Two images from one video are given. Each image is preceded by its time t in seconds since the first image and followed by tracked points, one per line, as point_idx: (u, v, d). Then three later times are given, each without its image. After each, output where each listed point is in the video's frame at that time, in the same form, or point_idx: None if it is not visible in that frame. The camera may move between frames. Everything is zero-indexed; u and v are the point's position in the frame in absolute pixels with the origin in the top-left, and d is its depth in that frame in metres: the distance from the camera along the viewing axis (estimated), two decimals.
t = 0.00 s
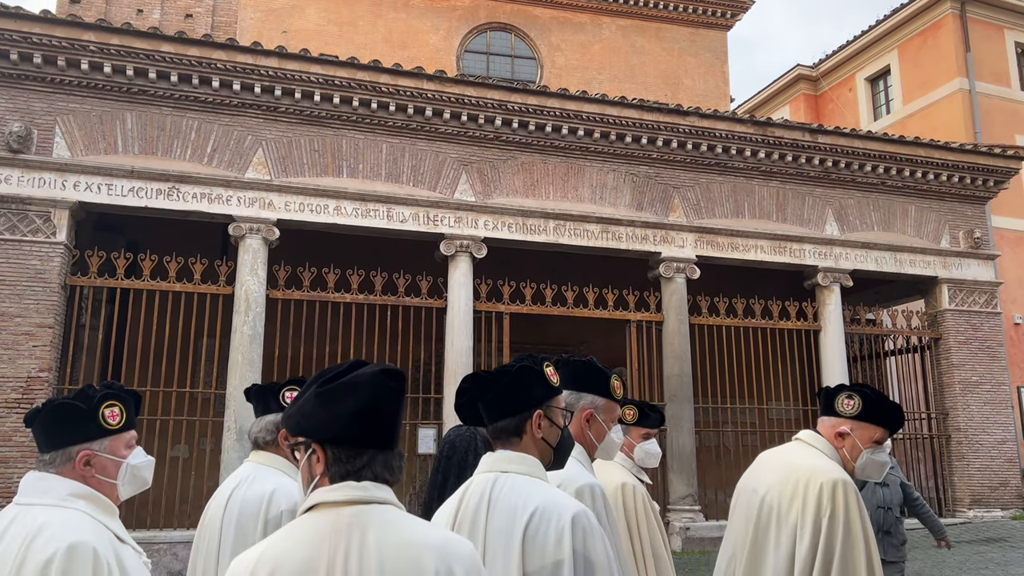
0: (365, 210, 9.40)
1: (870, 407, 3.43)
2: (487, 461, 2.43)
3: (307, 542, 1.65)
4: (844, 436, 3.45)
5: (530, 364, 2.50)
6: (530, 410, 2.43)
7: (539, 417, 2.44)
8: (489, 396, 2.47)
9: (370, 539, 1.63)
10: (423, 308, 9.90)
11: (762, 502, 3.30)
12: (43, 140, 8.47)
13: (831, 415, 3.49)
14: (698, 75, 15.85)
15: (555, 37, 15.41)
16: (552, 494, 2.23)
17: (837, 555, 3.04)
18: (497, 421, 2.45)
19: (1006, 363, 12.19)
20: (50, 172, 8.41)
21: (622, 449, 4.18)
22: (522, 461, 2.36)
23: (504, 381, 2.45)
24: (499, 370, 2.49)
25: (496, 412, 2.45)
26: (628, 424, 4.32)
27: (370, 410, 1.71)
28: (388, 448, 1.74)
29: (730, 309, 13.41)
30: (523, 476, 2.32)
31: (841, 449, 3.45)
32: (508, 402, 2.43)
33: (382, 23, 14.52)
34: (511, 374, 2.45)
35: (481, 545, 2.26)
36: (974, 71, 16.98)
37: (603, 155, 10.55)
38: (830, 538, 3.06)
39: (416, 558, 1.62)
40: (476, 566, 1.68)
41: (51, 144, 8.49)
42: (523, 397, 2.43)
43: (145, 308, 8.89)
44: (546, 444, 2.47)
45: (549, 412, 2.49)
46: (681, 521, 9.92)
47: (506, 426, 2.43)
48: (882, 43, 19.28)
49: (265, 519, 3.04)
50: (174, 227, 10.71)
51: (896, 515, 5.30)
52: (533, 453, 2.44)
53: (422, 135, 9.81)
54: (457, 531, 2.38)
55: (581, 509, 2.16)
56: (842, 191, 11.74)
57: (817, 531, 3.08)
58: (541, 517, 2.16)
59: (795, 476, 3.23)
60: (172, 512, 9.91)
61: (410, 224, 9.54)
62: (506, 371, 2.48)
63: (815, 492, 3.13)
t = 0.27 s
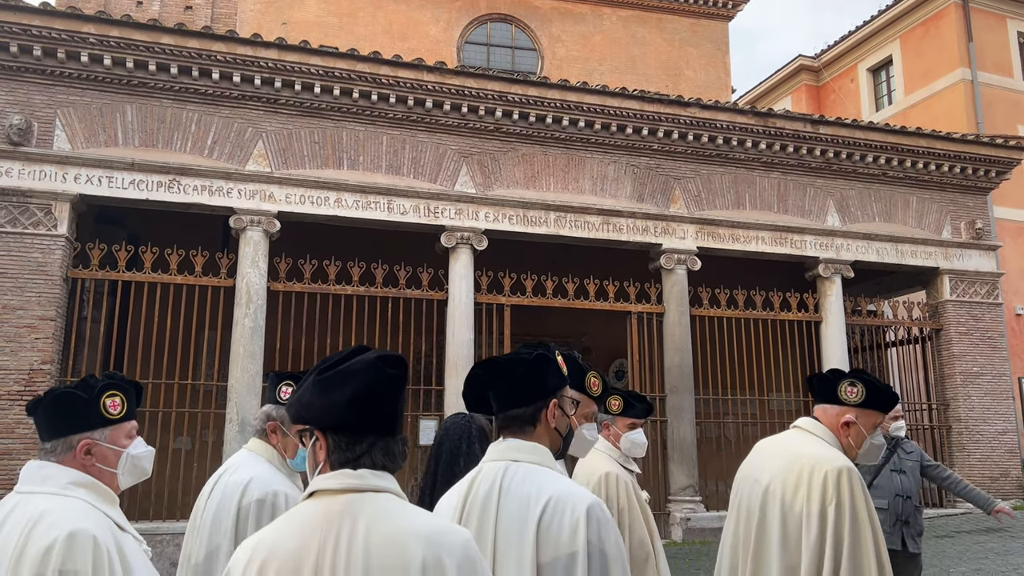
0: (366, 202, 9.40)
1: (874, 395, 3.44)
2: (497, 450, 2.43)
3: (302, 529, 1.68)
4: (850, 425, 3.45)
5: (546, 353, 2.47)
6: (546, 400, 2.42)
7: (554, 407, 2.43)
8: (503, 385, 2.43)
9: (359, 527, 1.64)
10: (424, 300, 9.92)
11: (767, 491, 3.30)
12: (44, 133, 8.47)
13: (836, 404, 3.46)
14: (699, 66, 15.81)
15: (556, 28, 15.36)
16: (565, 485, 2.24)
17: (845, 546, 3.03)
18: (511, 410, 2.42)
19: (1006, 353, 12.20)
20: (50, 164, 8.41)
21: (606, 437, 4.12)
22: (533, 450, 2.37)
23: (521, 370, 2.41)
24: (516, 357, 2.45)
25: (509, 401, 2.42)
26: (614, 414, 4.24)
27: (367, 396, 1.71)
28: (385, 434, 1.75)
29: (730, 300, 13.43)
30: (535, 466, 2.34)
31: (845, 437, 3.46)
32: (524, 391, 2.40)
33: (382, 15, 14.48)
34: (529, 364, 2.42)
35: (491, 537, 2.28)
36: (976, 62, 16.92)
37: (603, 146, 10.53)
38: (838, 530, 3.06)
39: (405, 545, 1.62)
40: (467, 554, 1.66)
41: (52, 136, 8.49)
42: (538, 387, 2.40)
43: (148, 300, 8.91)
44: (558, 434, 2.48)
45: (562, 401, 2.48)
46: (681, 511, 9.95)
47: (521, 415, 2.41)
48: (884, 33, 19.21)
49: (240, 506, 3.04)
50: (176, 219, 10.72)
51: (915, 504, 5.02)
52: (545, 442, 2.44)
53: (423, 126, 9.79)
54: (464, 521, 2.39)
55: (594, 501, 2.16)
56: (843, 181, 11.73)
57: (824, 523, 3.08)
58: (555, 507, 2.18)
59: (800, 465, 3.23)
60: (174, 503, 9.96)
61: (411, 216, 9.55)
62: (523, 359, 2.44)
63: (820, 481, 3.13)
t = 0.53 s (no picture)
0: (364, 194, 9.40)
1: (854, 384, 3.45)
2: (501, 434, 2.42)
3: (312, 510, 1.66)
4: (833, 416, 3.46)
5: (561, 340, 2.48)
6: (558, 386, 2.43)
7: (564, 394, 2.46)
8: (518, 369, 2.39)
9: (375, 511, 1.64)
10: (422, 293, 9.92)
11: (750, 481, 3.31)
12: (41, 125, 8.46)
13: (818, 397, 3.45)
14: (699, 58, 15.79)
15: (555, 20, 15.32)
16: (574, 472, 2.27)
17: (833, 528, 3.08)
18: (522, 392, 2.41)
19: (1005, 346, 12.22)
20: (48, 156, 8.41)
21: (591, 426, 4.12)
22: (538, 436, 2.39)
23: (540, 355, 2.39)
24: (534, 340, 2.43)
25: (520, 385, 2.40)
26: (599, 403, 4.23)
27: (382, 378, 1.72)
28: (397, 417, 1.76)
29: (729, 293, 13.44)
30: (541, 452, 2.36)
31: (828, 427, 3.48)
32: (540, 376, 2.39)
33: (381, 6, 14.44)
34: (548, 348, 2.41)
35: (496, 524, 2.27)
36: (977, 54, 16.88)
37: (602, 138, 10.52)
38: (824, 513, 3.10)
39: (421, 531, 1.62)
40: (481, 544, 1.66)
41: (49, 128, 8.48)
42: (552, 373, 2.40)
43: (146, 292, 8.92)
44: (562, 421, 2.50)
45: (569, 389, 2.51)
46: (679, 503, 9.99)
47: (533, 398, 2.40)
48: (885, 25, 19.17)
49: (209, 499, 3.02)
50: (174, 211, 10.72)
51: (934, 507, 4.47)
52: (550, 428, 2.46)
53: (421, 118, 9.79)
54: (467, 502, 2.38)
55: (606, 492, 2.19)
56: (842, 174, 11.72)
57: (810, 508, 3.11)
58: (568, 492, 2.20)
59: (783, 453, 3.25)
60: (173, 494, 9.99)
61: (409, 208, 9.55)
62: (539, 343, 2.42)
63: (803, 466, 3.17)
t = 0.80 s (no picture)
0: (362, 183, 9.39)
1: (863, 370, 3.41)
2: (478, 418, 2.44)
3: (315, 491, 1.67)
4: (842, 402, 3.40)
5: (537, 319, 2.42)
6: (536, 366, 2.39)
7: (543, 374, 2.43)
8: (492, 353, 2.36)
9: (381, 494, 1.64)
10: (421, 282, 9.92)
11: (762, 469, 3.28)
12: (39, 114, 8.44)
13: (829, 380, 3.39)
14: (699, 46, 15.73)
15: (555, 8, 15.26)
16: (551, 459, 2.27)
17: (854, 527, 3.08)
18: (500, 375, 2.39)
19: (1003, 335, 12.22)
20: (45, 145, 8.39)
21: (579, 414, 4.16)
22: (516, 420, 2.40)
23: (513, 338, 2.34)
24: (508, 321, 2.37)
25: (496, 368, 2.38)
26: (587, 390, 4.26)
27: (379, 360, 1.71)
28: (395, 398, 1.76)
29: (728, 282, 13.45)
30: (518, 436, 2.36)
31: (834, 413, 3.43)
32: (516, 358, 2.36)
33: None
34: (522, 330, 2.35)
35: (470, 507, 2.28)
36: (978, 42, 16.81)
37: (601, 127, 10.50)
38: (839, 506, 3.09)
39: (427, 516, 1.62)
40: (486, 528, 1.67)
41: (46, 117, 8.46)
42: (529, 353, 2.35)
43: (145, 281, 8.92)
44: (541, 402, 2.49)
45: (548, 368, 2.46)
46: (677, 491, 10.04)
47: (512, 380, 2.39)
48: (886, 13, 19.10)
49: (183, 484, 3.05)
50: (173, 200, 10.70)
51: (950, 489, 4.34)
52: (528, 410, 2.46)
53: (420, 107, 9.76)
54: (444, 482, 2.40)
55: (581, 477, 2.19)
56: (842, 162, 11.69)
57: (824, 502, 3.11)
58: (542, 480, 2.20)
59: (796, 441, 3.22)
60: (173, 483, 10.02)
61: (408, 198, 9.54)
62: (513, 324, 2.36)
63: (818, 457, 3.13)
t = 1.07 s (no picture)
0: (357, 169, 9.37)
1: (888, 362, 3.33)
2: (438, 403, 2.36)
3: (295, 473, 1.67)
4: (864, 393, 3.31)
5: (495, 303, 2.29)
6: (496, 352, 2.30)
7: (503, 360, 2.33)
8: (448, 340, 2.28)
9: (352, 482, 1.62)
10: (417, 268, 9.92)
11: (796, 450, 3.10)
12: (32, 99, 8.40)
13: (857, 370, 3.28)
14: (697, 32, 15.68)
15: None
16: (507, 442, 2.17)
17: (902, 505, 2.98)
18: (459, 361, 2.32)
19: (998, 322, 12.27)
20: (40, 130, 8.36)
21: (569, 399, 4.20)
22: (476, 406, 2.31)
23: (469, 323, 2.24)
24: (464, 308, 2.26)
25: (458, 354, 2.30)
26: (577, 374, 4.26)
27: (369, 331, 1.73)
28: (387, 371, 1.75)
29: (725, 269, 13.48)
30: (478, 421, 2.29)
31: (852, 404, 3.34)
32: (473, 344, 2.27)
33: None
34: (478, 316, 2.24)
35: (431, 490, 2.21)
36: (976, 28, 16.76)
37: (598, 113, 10.47)
38: (880, 491, 2.97)
39: (398, 503, 1.57)
40: (462, 516, 1.59)
41: (40, 102, 8.42)
42: (486, 338, 2.25)
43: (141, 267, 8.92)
44: (504, 388, 2.39)
45: (509, 353, 2.36)
46: (672, 477, 10.10)
47: (471, 367, 2.31)
48: None
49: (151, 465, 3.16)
50: (169, 186, 10.68)
51: (980, 487, 4.11)
52: (489, 396, 2.38)
53: (416, 92, 9.73)
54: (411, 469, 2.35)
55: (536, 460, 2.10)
56: (839, 149, 11.69)
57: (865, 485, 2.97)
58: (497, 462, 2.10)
59: (832, 422, 3.05)
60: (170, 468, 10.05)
61: (404, 183, 9.52)
62: (469, 310, 2.26)
63: (858, 438, 2.99)
